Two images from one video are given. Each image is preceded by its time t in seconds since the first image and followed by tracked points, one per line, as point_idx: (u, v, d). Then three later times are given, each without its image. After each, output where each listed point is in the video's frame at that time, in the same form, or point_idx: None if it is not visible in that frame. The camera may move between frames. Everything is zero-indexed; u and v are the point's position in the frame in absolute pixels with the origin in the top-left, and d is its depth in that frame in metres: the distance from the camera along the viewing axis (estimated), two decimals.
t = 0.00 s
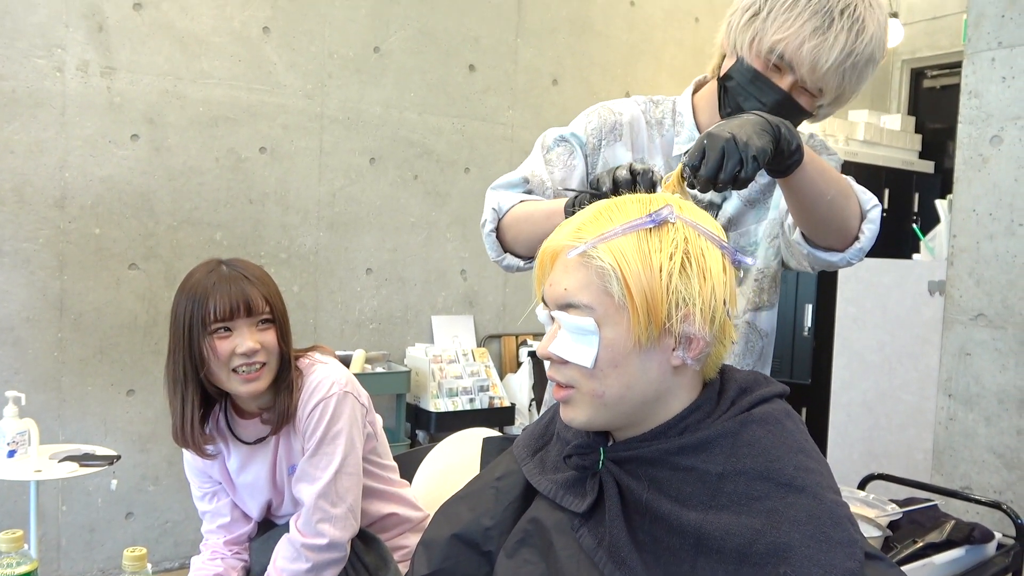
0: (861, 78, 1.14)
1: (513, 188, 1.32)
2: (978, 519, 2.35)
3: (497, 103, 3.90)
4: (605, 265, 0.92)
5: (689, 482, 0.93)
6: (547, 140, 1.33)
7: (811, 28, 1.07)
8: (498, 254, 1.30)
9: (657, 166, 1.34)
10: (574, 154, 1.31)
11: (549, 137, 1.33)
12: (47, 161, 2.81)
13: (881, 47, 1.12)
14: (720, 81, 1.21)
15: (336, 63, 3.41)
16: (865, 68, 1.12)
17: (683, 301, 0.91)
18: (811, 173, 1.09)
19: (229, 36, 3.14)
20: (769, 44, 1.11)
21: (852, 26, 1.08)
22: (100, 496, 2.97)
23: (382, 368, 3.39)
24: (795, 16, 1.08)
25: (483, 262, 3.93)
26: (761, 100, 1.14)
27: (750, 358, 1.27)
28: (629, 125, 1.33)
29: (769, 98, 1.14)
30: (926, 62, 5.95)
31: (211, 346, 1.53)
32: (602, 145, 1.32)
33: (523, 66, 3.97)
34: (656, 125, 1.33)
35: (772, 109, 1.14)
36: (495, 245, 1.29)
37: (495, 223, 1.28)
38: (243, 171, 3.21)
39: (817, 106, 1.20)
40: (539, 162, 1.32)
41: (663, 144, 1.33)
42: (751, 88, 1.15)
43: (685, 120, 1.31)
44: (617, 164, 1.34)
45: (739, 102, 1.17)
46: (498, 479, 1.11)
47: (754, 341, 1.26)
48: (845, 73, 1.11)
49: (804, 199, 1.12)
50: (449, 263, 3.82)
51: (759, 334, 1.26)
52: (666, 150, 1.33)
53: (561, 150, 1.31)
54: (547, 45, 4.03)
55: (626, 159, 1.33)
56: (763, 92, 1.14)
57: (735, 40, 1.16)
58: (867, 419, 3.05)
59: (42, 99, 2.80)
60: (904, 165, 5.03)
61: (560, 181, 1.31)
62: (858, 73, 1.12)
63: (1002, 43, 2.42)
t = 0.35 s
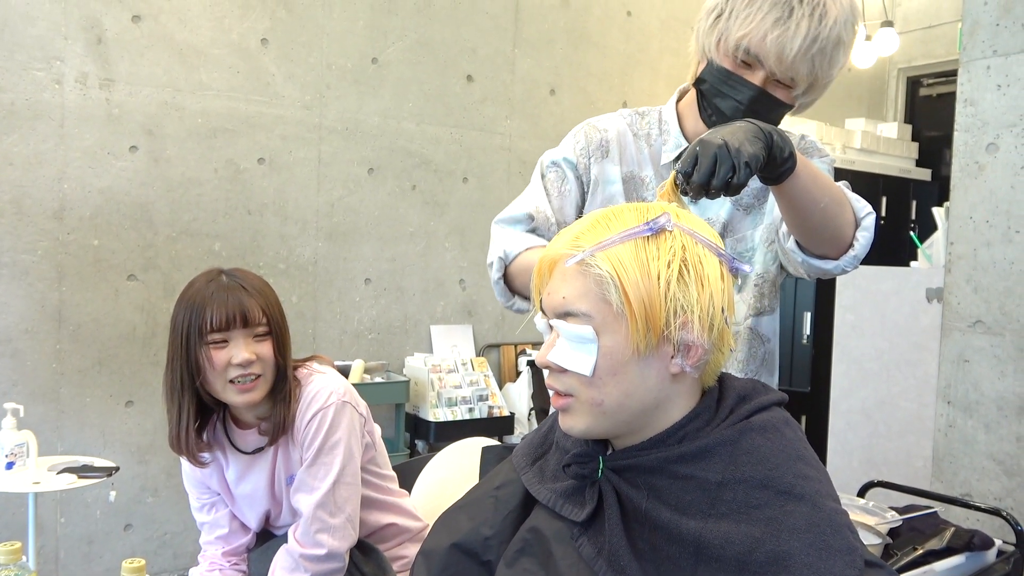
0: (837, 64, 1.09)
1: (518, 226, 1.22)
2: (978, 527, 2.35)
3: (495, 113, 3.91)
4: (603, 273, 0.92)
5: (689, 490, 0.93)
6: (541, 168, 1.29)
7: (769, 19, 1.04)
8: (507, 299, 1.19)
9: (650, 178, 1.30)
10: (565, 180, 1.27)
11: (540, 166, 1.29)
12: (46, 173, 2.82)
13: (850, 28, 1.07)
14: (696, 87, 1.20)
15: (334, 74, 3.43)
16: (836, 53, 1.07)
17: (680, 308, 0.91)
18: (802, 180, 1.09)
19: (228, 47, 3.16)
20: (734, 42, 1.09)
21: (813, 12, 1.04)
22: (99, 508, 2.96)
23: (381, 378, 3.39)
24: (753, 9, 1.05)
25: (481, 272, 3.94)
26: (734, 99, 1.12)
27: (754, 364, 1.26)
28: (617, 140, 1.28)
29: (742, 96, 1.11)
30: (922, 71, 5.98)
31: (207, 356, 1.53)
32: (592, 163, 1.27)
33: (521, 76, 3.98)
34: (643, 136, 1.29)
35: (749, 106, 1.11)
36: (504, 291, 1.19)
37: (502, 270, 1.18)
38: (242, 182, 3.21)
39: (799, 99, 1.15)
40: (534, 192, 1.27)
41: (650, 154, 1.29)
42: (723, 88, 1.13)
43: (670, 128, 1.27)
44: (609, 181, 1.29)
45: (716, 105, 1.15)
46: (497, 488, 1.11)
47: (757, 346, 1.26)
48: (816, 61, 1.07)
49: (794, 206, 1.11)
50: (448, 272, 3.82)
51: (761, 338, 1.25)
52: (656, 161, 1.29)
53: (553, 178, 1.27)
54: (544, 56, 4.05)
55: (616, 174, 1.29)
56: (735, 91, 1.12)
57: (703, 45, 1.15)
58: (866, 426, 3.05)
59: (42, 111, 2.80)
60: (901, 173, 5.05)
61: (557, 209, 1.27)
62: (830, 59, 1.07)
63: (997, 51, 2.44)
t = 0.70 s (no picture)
0: (796, 38, 1.06)
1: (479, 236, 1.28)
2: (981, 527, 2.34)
3: (494, 118, 3.92)
4: (602, 275, 0.92)
5: (692, 492, 0.93)
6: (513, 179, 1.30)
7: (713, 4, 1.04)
8: (481, 300, 1.26)
9: (632, 180, 1.27)
10: (538, 190, 1.28)
11: (515, 174, 1.30)
12: (45, 180, 2.82)
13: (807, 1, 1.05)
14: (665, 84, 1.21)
15: (332, 80, 3.43)
16: (791, 25, 1.04)
17: (680, 309, 0.91)
18: (798, 174, 1.09)
19: (226, 53, 3.16)
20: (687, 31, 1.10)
21: None
22: (100, 515, 2.95)
23: (382, 383, 3.38)
24: None
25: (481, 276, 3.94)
26: (697, 88, 1.12)
27: (746, 361, 1.26)
28: (594, 145, 1.27)
29: (704, 84, 1.12)
30: (920, 72, 5.98)
31: (219, 346, 1.55)
32: (566, 170, 1.26)
33: (519, 80, 3.99)
34: (623, 139, 1.26)
35: (713, 92, 1.11)
36: (476, 293, 1.26)
37: (472, 273, 1.25)
38: (241, 188, 3.21)
39: (767, 76, 1.13)
40: (504, 202, 1.29)
41: (632, 156, 1.26)
42: (685, 78, 1.14)
43: (650, 128, 1.24)
44: (587, 188, 1.27)
45: (682, 95, 1.16)
46: (499, 492, 1.11)
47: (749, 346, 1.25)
48: (772, 38, 1.05)
49: (791, 200, 1.11)
50: (448, 276, 3.82)
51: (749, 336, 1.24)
52: (638, 163, 1.26)
53: (526, 187, 1.28)
54: (543, 60, 4.06)
55: (596, 180, 1.27)
56: (697, 79, 1.12)
57: (664, 40, 1.16)
58: (868, 427, 3.05)
59: (41, 118, 2.81)
60: (900, 174, 5.05)
61: (525, 217, 1.28)
62: (786, 33, 1.05)
63: (995, 52, 2.44)
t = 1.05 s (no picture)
0: (750, 22, 1.06)
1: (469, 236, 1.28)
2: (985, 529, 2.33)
3: (497, 120, 3.93)
4: (604, 279, 0.92)
5: (696, 495, 0.93)
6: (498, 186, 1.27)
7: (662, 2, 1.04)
8: (463, 304, 1.26)
9: (615, 183, 1.26)
10: (525, 194, 1.25)
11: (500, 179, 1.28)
12: (48, 185, 2.83)
13: None
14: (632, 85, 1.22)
15: (334, 83, 3.44)
16: (743, 10, 1.04)
17: (683, 313, 0.91)
18: (795, 171, 1.09)
19: (229, 57, 3.17)
20: (643, 31, 1.10)
21: None
22: (103, 519, 2.95)
23: (385, 385, 3.38)
24: None
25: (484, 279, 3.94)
26: (662, 85, 1.13)
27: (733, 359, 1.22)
28: (577, 149, 1.25)
29: (669, 79, 1.12)
30: (922, 74, 5.98)
31: (235, 344, 1.57)
32: (552, 175, 1.24)
33: (521, 84, 3.99)
34: (603, 143, 1.26)
35: (679, 87, 1.12)
36: (459, 295, 1.26)
37: (457, 275, 1.26)
38: (243, 191, 3.22)
39: (731, 63, 1.13)
40: (494, 202, 1.27)
41: (614, 159, 1.25)
42: (650, 77, 1.14)
43: (629, 131, 1.25)
44: (572, 192, 1.26)
45: (650, 94, 1.16)
46: (501, 494, 1.11)
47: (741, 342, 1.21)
48: (726, 26, 1.05)
49: (786, 196, 1.11)
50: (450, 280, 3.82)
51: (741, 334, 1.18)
52: (619, 166, 1.26)
53: (511, 191, 1.26)
54: (544, 63, 4.07)
55: (580, 184, 1.26)
56: (661, 76, 1.13)
57: (625, 44, 1.17)
58: (871, 429, 3.04)
59: (44, 123, 2.81)
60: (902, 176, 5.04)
61: (514, 219, 1.26)
62: (740, 18, 1.05)
63: (997, 53, 2.44)
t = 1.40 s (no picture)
0: (736, 20, 1.06)
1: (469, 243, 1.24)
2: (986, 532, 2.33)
3: (498, 123, 3.93)
4: (605, 282, 0.92)
5: (696, 497, 0.93)
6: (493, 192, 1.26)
7: (648, 3, 1.04)
8: (470, 314, 1.22)
9: (607, 185, 1.25)
10: (521, 198, 1.24)
11: (495, 183, 1.26)
12: (50, 187, 2.83)
13: None
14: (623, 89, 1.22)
15: (336, 86, 3.44)
16: (728, 8, 1.04)
17: (685, 317, 0.91)
18: (789, 170, 1.08)
19: (231, 59, 3.18)
20: (630, 34, 1.11)
21: None
22: (104, 520, 2.95)
23: (386, 387, 3.38)
24: None
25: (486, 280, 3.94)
26: (652, 86, 1.13)
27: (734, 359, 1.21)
28: (569, 151, 1.25)
29: (658, 80, 1.12)
30: (924, 77, 5.98)
31: (239, 343, 1.58)
32: (546, 177, 1.24)
33: (523, 86, 3.99)
34: (595, 145, 1.26)
35: (668, 87, 1.12)
36: (465, 306, 1.22)
37: (461, 286, 1.21)
38: (245, 193, 3.23)
39: (719, 61, 1.13)
40: (493, 208, 1.25)
41: (606, 161, 1.25)
42: (640, 79, 1.14)
43: (621, 132, 1.25)
44: (565, 195, 1.26)
45: (641, 96, 1.16)
46: (500, 495, 1.11)
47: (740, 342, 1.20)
48: (712, 24, 1.05)
49: (780, 195, 1.11)
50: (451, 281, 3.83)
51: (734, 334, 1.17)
52: (612, 167, 1.25)
53: (507, 196, 1.23)
54: (546, 65, 4.07)
55: (572, 187, 1.26)
56: (651, 78, 1.13)
57: (614, 47, 1.18)
58: (872, 433, 3.04)
59: (46, 124, 2.82)
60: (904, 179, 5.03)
61: (512, 224, 1.24)
62: (725, 16, 1.05)
63: (998, 56, 2.44)
